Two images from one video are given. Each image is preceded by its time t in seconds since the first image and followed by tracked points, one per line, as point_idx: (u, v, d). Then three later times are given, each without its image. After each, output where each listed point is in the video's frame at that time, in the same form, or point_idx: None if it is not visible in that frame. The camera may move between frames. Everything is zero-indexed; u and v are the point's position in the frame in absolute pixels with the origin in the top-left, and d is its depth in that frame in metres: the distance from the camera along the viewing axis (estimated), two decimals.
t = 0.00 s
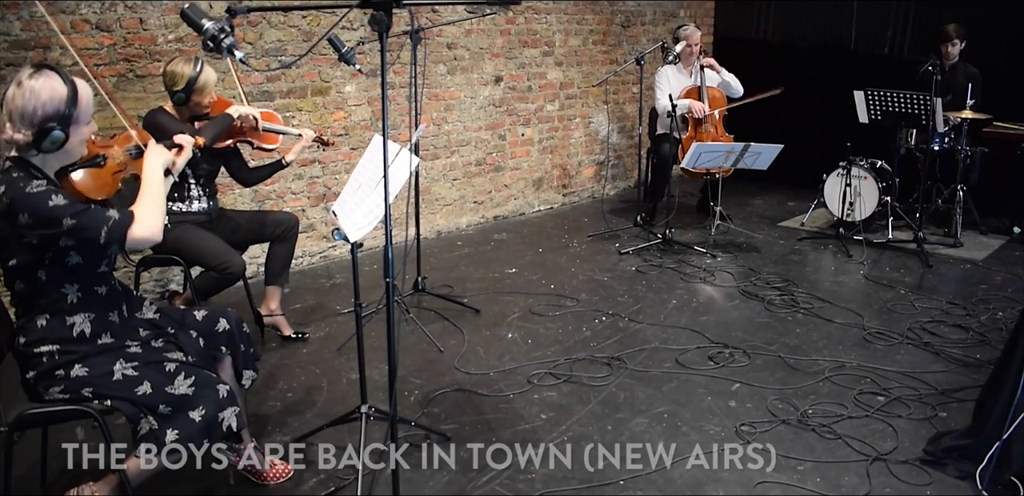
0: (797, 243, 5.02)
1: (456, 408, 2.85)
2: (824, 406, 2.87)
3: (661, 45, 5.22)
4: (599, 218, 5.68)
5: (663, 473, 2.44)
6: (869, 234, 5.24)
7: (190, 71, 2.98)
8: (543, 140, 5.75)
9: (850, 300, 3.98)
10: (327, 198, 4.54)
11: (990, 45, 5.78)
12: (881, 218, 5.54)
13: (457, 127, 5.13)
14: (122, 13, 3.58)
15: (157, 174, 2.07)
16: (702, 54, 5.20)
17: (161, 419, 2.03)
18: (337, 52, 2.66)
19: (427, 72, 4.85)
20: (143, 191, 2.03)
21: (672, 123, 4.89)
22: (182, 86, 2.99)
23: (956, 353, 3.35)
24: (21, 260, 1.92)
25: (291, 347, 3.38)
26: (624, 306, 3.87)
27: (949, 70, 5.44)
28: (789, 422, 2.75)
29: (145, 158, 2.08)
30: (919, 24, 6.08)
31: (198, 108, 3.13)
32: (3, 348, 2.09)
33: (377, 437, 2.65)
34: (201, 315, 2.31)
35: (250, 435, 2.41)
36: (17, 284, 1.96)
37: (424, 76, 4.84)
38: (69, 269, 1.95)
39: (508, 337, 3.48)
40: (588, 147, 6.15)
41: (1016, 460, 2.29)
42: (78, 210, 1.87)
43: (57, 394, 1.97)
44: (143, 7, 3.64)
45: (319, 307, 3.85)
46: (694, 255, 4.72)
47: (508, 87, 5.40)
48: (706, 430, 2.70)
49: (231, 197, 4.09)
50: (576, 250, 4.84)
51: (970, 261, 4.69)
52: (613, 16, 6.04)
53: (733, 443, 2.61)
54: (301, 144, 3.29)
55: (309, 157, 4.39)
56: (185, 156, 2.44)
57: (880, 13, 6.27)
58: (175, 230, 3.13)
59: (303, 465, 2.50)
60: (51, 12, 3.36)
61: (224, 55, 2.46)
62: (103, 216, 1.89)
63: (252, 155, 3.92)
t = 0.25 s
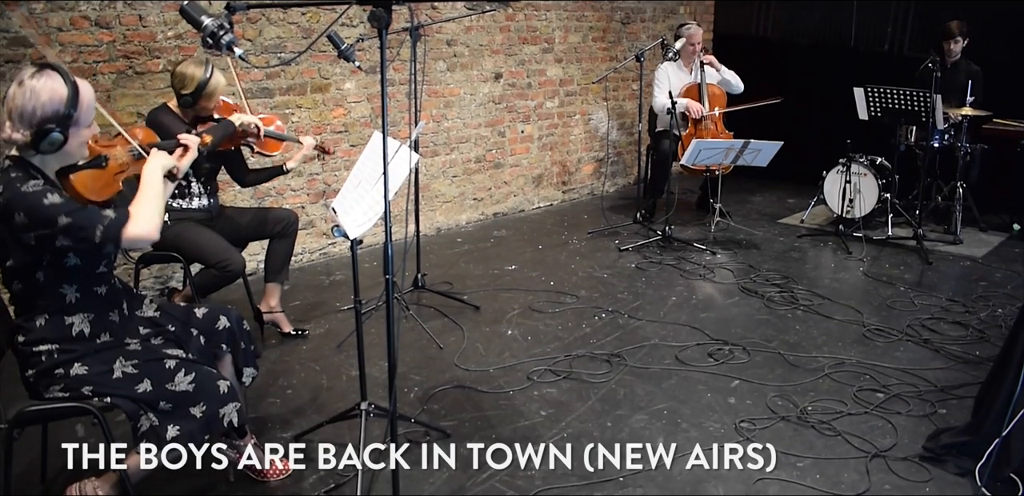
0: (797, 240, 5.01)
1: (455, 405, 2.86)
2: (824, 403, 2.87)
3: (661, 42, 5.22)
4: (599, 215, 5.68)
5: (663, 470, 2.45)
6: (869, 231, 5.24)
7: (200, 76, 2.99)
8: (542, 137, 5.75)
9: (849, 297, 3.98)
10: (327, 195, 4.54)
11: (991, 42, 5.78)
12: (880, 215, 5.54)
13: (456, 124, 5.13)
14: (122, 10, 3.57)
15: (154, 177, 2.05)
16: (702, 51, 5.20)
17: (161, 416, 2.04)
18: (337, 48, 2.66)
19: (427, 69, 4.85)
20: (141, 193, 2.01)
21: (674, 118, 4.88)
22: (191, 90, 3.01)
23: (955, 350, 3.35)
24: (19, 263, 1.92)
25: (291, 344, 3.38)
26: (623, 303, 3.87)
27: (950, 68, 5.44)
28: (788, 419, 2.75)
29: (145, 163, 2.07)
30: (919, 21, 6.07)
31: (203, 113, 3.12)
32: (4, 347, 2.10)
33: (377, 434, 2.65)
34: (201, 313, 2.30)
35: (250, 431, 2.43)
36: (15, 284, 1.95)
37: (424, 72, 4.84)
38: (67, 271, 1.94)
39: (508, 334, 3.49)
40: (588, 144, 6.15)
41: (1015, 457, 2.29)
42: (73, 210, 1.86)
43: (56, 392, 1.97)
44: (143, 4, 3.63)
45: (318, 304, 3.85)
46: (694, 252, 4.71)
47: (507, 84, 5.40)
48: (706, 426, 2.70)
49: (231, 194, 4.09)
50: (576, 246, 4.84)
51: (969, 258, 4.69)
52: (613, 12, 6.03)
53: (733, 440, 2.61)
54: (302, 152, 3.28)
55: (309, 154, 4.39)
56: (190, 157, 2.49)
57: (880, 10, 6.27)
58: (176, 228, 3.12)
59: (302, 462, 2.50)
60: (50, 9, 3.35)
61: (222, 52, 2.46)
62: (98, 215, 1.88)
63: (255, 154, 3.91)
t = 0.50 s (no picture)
0: (797, 237, 5.01)
1: (455, 402, 2.86)
2: (824, 400, 2.87)
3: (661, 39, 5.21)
4: (599, 212, 5.67)
5: (662, 467, 2.45)
6: (869, 228, 5.24)
7: (195, 61, 3.00)
8: (542, 134, 5.75)
9: (849, 294, 3.98)
10: (327, 192, 4.53)
11: (992, 39, 5.77)
12: (880, 212, 5.53)
13: (456, 121, 5.13)
14: (121, 6, 3.57)
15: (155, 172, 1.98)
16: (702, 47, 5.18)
17: (161, 411, 2.06)
18: (337, 45, 2.65)
19: (426, 66, 4.85)
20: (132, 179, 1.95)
21: (671, 118, 4.88)
22: (188, 76, 3.02)
23: (955, 346, 3.35)
24: (17, 252, 1.90)
25: (291, 341, 3.38)
26: (623, 300, 3.87)
27: (953, 65, 5.44)
28: (788, 416, 2.75)
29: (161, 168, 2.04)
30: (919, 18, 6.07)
31: (202, 100, 3.14)
32: (3, 344, 2.09)
33: (377, 431, 2.65)
34: (201, 309, 2.31)
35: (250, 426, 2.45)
36: (14, 278, 1.95)
37: (424, 69, 4.84)
38: (64, 261, 1.92)
39: (508, 331, 3.49)
40: (588, 141, 6.14)
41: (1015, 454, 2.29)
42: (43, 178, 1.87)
43: (57, 389, 1.98)
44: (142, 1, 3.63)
45: (318, 301, 3.85)
46: (694, 249, 4.71)
47: (507, 81, 5.39)
48: (706, 423, 2.70)
49: (231, 191, 4.08)
50: (576, 243, 4.84)
51: (969, 255, 4.69)
52: (613, 9, 6.02)
53: (734, 437, 2.61)
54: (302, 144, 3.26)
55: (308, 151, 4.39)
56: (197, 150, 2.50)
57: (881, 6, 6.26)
58: (174, 225, 3.13)
59: (302, 459, 2.50)
60: (50, 6, 3.35)
61: (223, 49, 2.44)
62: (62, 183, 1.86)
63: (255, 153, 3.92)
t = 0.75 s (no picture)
0: (797, 235, 5.02)
1: (455, 400, 2.86)
2: (824, 398, 2.87)
3: (661, 37, 5.21)
4: (599, 210, 5.67)
5: (662, 466, 2.45)
6: (869, 226, 5.24)
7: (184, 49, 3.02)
8: (542, 132, 5.75)
9: (849, 292, 3.99)
10: (327, 190, 4.53)
11: (993, 37, 5.77)
12: (880, 210, 5.53)
13: (456, 119, 5.13)
14: (121, 5, 3.56)
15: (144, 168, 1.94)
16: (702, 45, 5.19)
17: (161, 410, 2.05)
18: (337, 43, 2.65)
19: (426, 64, 4.85)
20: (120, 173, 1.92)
21: (671, 116, 4.89)
22: (179, 60, 3.03)
23: (955, 345, 3.35)
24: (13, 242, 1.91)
25: (291, 339, 3.38)
26: (623, 299, 3.87)
27: (953, 63, 5.44)
28: (788, 414, 2.75)
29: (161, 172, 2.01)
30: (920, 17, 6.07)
31: (195, 89, 3.14)
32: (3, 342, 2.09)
33: (377, 429, 2.66)
34: (201, 307, 2.31)
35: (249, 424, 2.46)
36: (8, 269, 1.95)
37: (424, 67, 4.84)
38: (60, 254, 1.91)
39: (508, 329, 3.49)
40: (588, 140, 6.14)
41: (1015, 452, 2.30)
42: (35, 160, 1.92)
43: (56, 387, 1.98)
44: None
45: (318, 299, 3.85)
46: (694, 247, 4.71)
47: (507, 79, 5.39)
48: (705, 422, 2.70)
49: (230, 190, 4.08)
50: (576, 241, 4.84)
51: (969, 254, 4.69)
52: (613, 7, 6.02)
53: (733, 435, 2.61)
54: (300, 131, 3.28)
55: (308, 149, 4.39)
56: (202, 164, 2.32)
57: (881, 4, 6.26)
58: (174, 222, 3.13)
59: (302, 456, 2.50)
60: (50, 4, 3.35)
61: (223, 47, 2.44)
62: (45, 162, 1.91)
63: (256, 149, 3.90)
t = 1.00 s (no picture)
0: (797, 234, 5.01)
1: (455, 399, 2.86)
2: (824, 397, 2.87)
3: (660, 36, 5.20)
4: (599, 209, 5.67)
5: (662, 466, 2.45)
6: (869, 225, 5.24)
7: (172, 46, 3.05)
8: (542, 131, 5.75)
9: (849, 291, 3.98)
10: (326, 190, 4.53)
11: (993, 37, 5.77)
12: (880, 209, 5.53)
13: (456, 118, 5.13)
14: (120, 4, 3.56)
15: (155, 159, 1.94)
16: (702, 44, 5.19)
17: (160, 411, 2.06)
18: (337, 42, 2.65)
19: (426, 63, 4.85)
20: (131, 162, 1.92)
21: (671, 115, 4.89)
22: (169, 54, 3.05)
23: (955, 344, 3.35)
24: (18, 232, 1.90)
25: (291, 338, 3.38)
26: (623, 298, 3.87)
27: (954, 63, 5.44)
28: (788, 413, 2.75)
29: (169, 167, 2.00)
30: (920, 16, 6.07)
31: (188, 86, 3.15)
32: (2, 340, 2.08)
33: (377, 429, 2.66)
34: (201, 306, 2.31)
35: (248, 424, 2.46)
36: (12, 262, 1.94)
37: (424, 67, 4.84)
38: (65, 244, 1.92)
39: (507, 328, 3.49)
40: (588, 139, 6.14)
41: (1014, 452, 2.30)
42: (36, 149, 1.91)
43: (56, 385, 1.97)
44: None
45: (318, 298, 3.85)
46: (694, 247, 4.71)
47: (507, 78, 5.39)
48: (705, 421, 2.70)
49: (230, 189, 4.08)
50: (575, 241, 4.84)
51: (969, 253, 4.69)
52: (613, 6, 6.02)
53: (733, 434, 2.61)
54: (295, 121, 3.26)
55: (308, 148, 4.39)
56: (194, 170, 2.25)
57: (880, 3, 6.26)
58: (173, 221, 3.13)
59: (302, 456, 2.50)
60: (49, 4, 3.35)
61: (222, 46, 2.44)
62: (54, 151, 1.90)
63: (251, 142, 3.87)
